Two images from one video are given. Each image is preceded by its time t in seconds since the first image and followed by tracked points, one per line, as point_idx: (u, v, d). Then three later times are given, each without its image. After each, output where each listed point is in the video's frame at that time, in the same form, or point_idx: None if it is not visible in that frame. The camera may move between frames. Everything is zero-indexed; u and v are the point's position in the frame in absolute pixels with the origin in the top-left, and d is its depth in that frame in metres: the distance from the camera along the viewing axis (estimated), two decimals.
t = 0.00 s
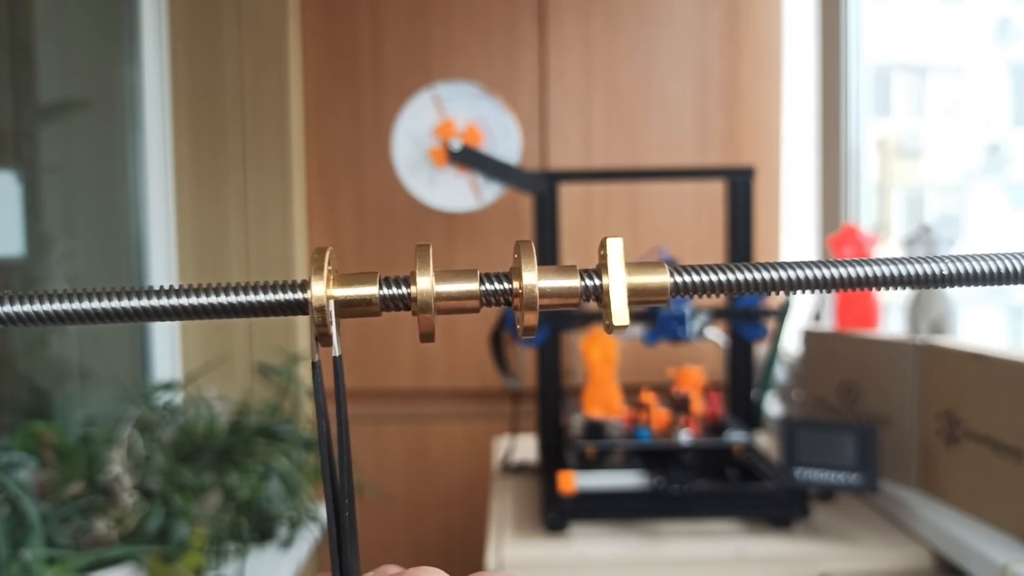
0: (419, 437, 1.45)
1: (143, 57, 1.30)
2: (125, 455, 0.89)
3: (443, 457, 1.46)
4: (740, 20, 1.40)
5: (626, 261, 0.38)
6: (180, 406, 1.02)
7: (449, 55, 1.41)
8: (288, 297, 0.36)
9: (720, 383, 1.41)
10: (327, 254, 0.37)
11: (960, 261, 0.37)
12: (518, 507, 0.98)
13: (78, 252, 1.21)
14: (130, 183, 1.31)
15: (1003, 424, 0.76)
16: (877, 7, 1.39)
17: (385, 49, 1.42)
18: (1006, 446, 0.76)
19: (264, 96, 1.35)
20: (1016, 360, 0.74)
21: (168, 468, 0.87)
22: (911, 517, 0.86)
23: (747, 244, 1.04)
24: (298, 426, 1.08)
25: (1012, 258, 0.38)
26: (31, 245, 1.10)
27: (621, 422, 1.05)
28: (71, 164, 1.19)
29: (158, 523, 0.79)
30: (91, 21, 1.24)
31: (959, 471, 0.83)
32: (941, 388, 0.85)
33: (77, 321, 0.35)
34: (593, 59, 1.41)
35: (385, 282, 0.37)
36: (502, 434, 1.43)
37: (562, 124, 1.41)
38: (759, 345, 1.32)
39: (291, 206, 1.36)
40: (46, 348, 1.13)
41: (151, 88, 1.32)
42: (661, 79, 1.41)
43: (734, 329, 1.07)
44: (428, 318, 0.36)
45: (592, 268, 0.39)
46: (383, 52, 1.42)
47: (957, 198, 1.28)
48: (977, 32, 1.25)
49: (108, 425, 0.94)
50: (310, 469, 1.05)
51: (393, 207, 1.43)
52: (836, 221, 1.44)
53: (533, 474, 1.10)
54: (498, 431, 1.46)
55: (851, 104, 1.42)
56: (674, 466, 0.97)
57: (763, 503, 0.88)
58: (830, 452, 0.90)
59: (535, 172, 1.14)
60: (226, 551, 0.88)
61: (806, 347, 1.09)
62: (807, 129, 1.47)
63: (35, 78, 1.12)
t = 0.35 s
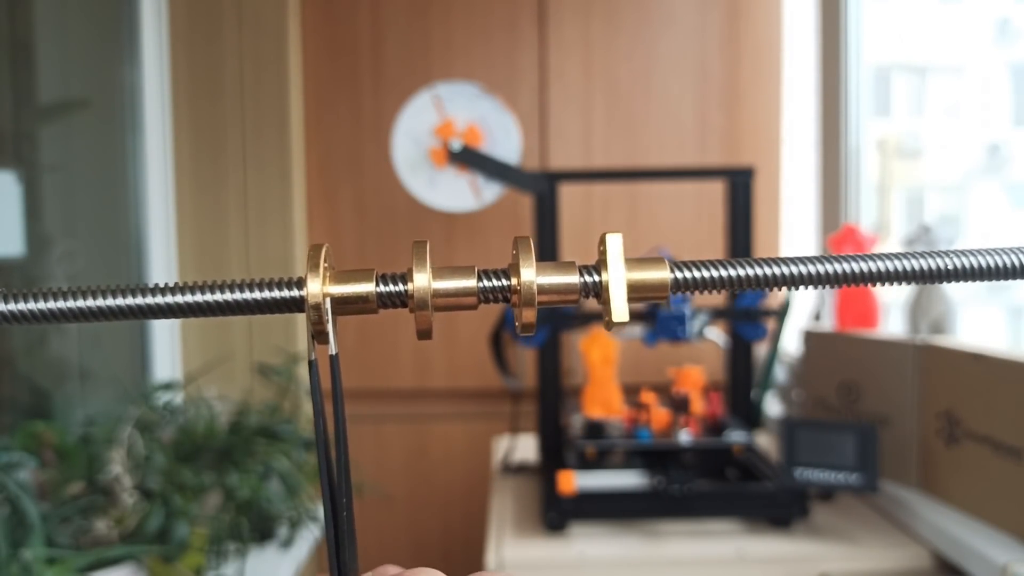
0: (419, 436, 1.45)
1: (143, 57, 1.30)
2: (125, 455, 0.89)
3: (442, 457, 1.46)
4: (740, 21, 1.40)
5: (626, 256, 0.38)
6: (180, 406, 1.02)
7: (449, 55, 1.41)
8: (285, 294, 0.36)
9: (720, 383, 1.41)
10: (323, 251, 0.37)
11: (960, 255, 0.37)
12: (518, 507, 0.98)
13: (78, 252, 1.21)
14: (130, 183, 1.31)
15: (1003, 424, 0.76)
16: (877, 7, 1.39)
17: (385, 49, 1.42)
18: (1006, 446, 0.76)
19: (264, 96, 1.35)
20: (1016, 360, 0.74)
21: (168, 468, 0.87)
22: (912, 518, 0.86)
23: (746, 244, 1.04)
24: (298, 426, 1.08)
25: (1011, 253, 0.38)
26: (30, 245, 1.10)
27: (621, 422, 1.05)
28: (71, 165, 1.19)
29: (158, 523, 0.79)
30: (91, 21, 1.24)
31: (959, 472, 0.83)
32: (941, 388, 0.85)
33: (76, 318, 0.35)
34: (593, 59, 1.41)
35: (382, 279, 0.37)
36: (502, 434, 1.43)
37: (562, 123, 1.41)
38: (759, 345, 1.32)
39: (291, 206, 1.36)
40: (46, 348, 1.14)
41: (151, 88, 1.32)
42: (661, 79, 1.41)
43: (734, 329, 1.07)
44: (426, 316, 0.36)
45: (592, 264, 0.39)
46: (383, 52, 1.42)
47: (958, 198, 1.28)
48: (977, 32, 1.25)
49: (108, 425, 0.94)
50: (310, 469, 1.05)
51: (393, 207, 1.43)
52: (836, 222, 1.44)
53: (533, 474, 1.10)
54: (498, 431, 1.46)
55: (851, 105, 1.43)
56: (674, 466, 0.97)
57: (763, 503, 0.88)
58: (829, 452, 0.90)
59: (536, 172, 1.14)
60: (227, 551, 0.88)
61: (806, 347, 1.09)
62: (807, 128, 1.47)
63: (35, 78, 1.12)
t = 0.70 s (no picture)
0: (419, 436, 1.45)
1: (143, 57, 1.30)
2: (125, 455, 0.89)
3: (442, 457, 1.46)
4: (740, 20, 1.40)
5: (624, 266, 0.38)
6: (180, 406, 1.02)
7: (449, 55, 1.41)
8: (282, 301, 0.36)
9: (720, 383, 1.41)
10: (321, 259, 0.37)
11: (959, 267, 0.38)
12: (518, 507, 0.98)
13: (78, 251, 1.21)
14: (130, 183, 1.31)
15: (1003, 424, 0.76)
16: (878, 7, 1.39)
17: (385, 49, 1.42)
18: (1006, 446, 0.76)
19: (264, 96, 1.35)
20: (1016, 360, 0.74)
21: (168, 468, 0.87)
22: (911, 518, 0.86)
23: (746, 245, 1.04)
24: (298, 426, 1.08)
25: (1011, 265, 0.38)
26: (30, 245, 1.11)
27: (621, 422, 1.05)
28: (71, 164, 1.20)
29: (158, 522, 0.79)
30: (91, 21, 1.24)
31: (959, 471, 0.83)
32: (941, 388, 0.85)
33: (78, 324, 0.35)
34: (593, 59, 1.41)
35: (380, 287, 0.37)
36: (502, 434, 1.43)
37: (563, 123, 1.41)
38: (759, 345, 1.32)
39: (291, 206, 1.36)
40: (46, 348, 1.14)
41: (151, 88, 1.32)
42: (661, 79, 1.41)
43: (734, 328, 1.07)
44: (424, 323, 0.36)
45: (590, 274, 0.39)
46: (383, 52, 1.42)
47: (958, 198, 1.28)
48: (977, 31, 1.24)
49: (109, 425, 0.94)
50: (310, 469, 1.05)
51: (393, 207, 1.43)
52: (836, 221, 1.44)
53: (533, 474, 1.10)
54: (498, 431, 1.46)
55: (851, 105, 1.42)
56: (674, 467, 0.97)
57: (763, 503, 0.88)
58: (829, 452, 0.90)
59: (536, 172, 1.14)
60: (227, 551, 0.88)
61: (806, 347, 1.09)
62: (808, 128, 1.47)
63: (35, 78, 1.13)
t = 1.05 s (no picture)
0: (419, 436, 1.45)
1: (143, 57, 1.30)
2: (125, 455, 0.89)
3: (443, 458, 1.46)
4: (740, 21, 1.40)
5: (604, 254, 0.38)
6: (180, 406, 1.02)
7: (449, 55, 1.41)
8: (263, 291, 0.37)
9: (720, 383, 1.41)
10: (304, 250, 0.38)
11: (955, 252, 0.38)
12: (518, 507, 0.98)
13: (77, 252, 1.21)
14: (130, 183, 1.31)
15: (1003, 424, 0.76)
16: (878, 8, 1.39)
17: (385, 49, 1.42)
18: (1005, 446, 0.76)
19: (264, 96, 1.35)
20: (1016, 360, 0.74)
21: (168, 468, 0.87)
22: (911, 518, 0.86)
23: (746, 245, 1.04)
24: (298, 426, 1.08)
25: (1011, 250, 0.38)
26: (30, 245, 1.10)
27: (621, 422, 1.05)
28: (71, 164, 1.19)
29: (158, 522, 0.79)
30: (91, 21, 1.24)
31: (959, 471, 0.83)
32: (941, 388, 0.85)
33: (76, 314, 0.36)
34: (593, 59, 1.41)
35: (362, 277, 0.38)
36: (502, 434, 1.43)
37: (562, 123, 1.41)
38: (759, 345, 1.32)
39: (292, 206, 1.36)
40: (46, 347, 1.14)
41: (151, 88, 1.32)
42: (661, 79, 1.41)
43: (734, 329, 1.07)
44: (406, 315, 0.36)
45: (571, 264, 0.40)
46: (383, 52, 1.42)
47: (957, 198, 1.28)
48: (977, 31, 1.24)
49: (109, 425, 0.94)
50: (309, 469, 1.05)
51: (393, 207, 1.43)
52: (836, 222, 1.44)
53: (533, 474, 1.10)
54: (498, 431, 1.46)
55: (851, 106, 1.43)
56: (674, 467, 0.97)
57: (763, 503, 0.88)
58: (829, 451, 0.90)
59: (535, 172, 1.14)
60: (226, 551, 0.88)
61: (806, 347, 1.09)
62: (807, 128, 1.48)
63: (35, 78, 1.12)
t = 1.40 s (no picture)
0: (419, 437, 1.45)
1: (143, 57, 1.30)
2: (125, 455, 0.89)
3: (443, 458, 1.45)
4: (740, 20, 1.40)
5: (604, 262, 0.38)
6: (180, 406, 1.01)
7: (449, 55, 1.41)
8: (269, 299, 0.37)
9: (720, 384, 1.41)
10: (303, 257, 0.38)
11: (956, 261, 0.38)
12: (518, 507, 0.98)
13: (77, 252, 1.22)
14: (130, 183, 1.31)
15: (1003, 424, 0.76)
16: (878, 7, 1.39)
17: (385, 49, 1.42)
18: (1006, 447, 0.76)
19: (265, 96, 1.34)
20: (1016, 360, 0.74)
21: (168, 468, 0.87)
22: (911, 518, 0.86)
23: (746, 245, 1.04)
24: (297, 426, 1.08)
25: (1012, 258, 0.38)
26: (30, 245, 1.12)
27: (621, 422, 1.05)
28: (71, 164, 1.20)
29: (158, 523, 0.79)
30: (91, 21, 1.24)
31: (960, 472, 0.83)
32: (941, 388, 0.85)
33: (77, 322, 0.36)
34: (593, 60, 1.41)
35: (363, 285, 0.38)
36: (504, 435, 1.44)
37: (562, 124, 1.41)
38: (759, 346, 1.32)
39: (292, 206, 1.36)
40: (46, 348, 1.14)
41: (151, 88, 1.32)
42: (661, 79, 1.41)
43: (734, 329, 1.07)
44: (406, 320, 0.36)
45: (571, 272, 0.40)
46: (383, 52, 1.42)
47: (957, 198, 1.28)
48: (977, 31, 1.25)
49: (108, 425, 0.94)
50: (309, 469, 1.05)
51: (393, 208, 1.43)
52: (835, 221, 1.44)
53: (532, 474, 1.10)
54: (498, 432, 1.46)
55: (851, 105, 1.43)
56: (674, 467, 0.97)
57: (763, 503, 0.88)
58: (829, 451, 0.90)
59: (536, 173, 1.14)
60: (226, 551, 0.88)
61: (806, 347, 1.09)
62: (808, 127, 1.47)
63: (35, 78, 1.14)
